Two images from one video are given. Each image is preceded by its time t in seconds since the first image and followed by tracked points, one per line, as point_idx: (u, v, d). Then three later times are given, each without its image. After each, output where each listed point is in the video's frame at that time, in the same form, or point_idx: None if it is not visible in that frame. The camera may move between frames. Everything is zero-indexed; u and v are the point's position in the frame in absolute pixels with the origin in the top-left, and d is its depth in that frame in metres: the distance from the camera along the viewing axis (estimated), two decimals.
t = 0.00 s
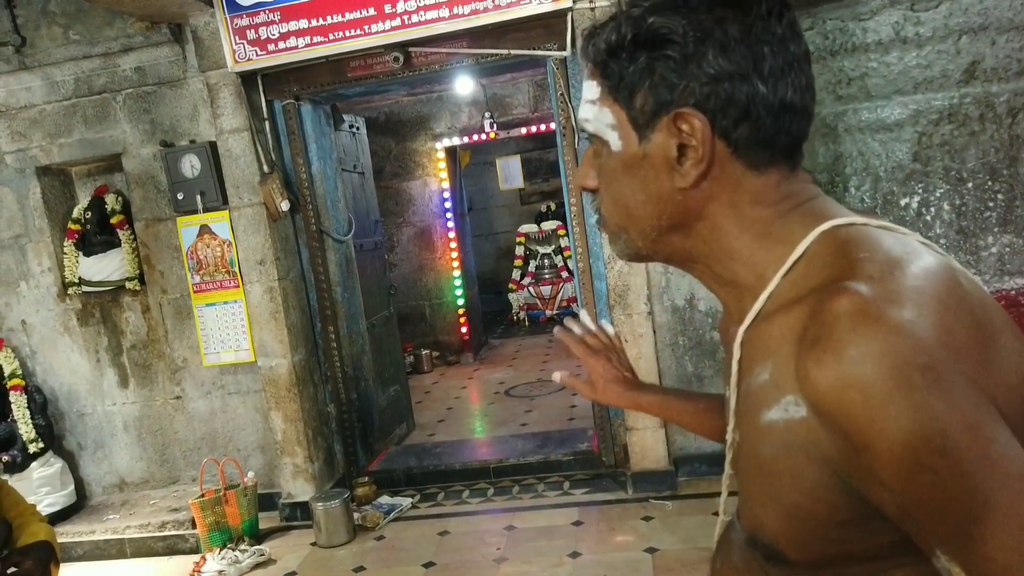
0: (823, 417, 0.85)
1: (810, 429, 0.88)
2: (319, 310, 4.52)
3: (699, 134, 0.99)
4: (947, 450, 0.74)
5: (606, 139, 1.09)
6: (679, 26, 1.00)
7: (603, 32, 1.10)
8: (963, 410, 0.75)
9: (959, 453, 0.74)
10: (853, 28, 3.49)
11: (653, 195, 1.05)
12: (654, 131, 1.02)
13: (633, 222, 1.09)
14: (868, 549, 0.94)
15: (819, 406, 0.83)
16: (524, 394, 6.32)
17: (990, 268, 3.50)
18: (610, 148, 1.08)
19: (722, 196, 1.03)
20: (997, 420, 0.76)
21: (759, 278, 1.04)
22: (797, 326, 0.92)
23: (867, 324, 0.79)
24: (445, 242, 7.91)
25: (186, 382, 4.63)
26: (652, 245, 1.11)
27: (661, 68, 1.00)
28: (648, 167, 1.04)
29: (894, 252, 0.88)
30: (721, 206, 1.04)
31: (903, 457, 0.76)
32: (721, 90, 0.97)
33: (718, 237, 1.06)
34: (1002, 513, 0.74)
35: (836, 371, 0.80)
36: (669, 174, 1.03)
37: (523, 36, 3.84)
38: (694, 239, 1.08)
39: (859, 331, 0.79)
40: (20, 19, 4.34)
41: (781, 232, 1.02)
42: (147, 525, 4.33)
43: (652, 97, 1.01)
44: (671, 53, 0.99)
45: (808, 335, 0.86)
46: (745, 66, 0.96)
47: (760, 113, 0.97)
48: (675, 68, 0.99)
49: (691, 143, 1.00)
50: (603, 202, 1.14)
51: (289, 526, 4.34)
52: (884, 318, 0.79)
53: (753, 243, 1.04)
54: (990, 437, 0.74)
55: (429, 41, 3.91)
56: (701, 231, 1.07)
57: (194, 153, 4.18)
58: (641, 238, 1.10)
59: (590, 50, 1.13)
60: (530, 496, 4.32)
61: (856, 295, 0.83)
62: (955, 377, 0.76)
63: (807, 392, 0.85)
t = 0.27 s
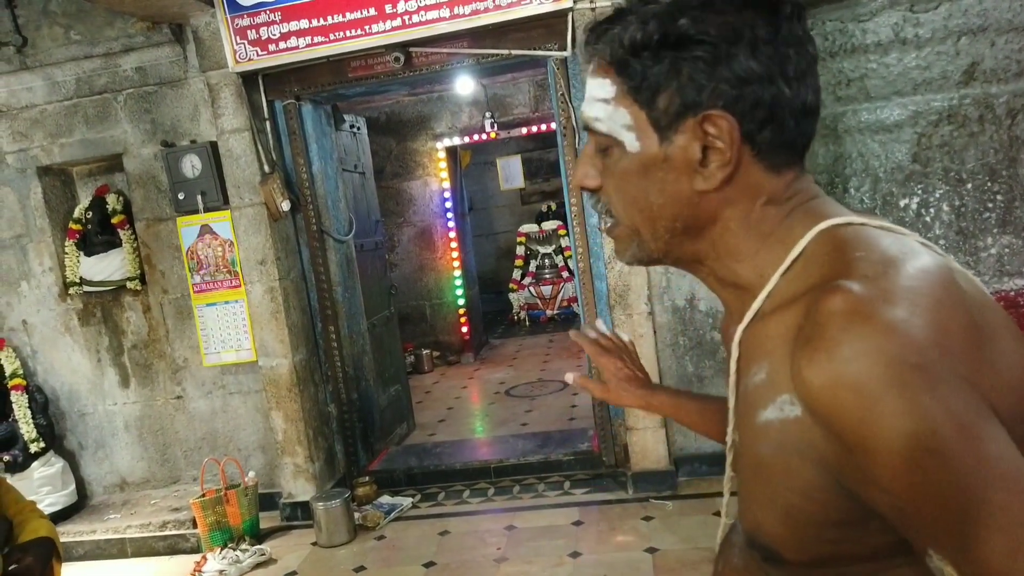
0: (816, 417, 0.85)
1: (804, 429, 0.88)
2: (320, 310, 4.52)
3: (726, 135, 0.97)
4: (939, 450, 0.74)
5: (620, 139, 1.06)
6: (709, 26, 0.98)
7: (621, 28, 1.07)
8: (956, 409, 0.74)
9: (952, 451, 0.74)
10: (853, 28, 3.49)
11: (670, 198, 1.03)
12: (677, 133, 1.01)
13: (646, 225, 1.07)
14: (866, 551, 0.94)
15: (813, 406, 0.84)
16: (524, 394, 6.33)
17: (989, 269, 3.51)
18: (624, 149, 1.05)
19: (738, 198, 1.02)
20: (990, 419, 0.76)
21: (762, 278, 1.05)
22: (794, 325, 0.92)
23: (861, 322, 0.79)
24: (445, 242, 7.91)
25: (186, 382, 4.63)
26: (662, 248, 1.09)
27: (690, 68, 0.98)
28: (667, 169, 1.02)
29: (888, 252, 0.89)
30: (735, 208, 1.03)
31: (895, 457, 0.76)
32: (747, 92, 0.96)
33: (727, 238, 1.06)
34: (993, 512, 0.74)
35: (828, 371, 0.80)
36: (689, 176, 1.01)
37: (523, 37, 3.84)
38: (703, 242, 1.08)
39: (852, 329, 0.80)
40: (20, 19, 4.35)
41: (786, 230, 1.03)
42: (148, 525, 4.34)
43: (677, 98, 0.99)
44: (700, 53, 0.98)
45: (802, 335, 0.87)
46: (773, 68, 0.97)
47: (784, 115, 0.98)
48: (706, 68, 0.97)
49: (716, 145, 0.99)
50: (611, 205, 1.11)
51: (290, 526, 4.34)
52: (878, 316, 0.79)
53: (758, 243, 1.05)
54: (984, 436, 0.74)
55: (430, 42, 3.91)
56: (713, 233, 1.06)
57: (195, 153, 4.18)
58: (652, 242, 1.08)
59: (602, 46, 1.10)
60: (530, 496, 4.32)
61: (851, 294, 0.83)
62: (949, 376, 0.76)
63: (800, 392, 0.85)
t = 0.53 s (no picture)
0: (807, 419, 0.86)
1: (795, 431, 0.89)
2: (320, 310, 4.52)
3: (742, 137, 0.98)
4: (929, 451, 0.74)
5: (628, 140, 1.04)
6: (734, 27, 0.98)
7: (637, 23, 1.03)
8: (946, 411, 0.75)
9: (941, 452, 0.74)
10: (852, 28, 3.49)
11: (679, 202, 1.03)
12: (693, 135, 1.00)
13: (650, 228, 1.06)
14: (859, 554, 0.94)
15: (804, 409, 0.85)
16: (524, 393, 6.33)
17: (989, 268, 3.51)
18: (631, 151, 1.04)
19: (743, 202, 1.03)
20: (979, 419, 0.76)
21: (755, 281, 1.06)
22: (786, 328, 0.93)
23: (849, 325, 0.80)
24: (446, 242, 7.91)
25: (187, 382, 4.63)
26: (663, 252, 1.08)
27: (715, 69, 0.97)
28: (680, 171, 1.01)
29: (878, 254, 0.89)
30: (738, 212, 1.04)
31: (885, 458, 0.76)
32: (767, 96, 0.97)
33: (727, 242, 1.06)
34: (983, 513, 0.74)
35: (816, 373, 0.81)
36: (701, 178, 1.01)
37: (523, 36, 3.84)
38: (700, 245, 1.08)
39: (840, 331, 0.80)
40: (20, 18, 4.35)
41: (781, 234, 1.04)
42: (148, 524, 4.34)
43: (698, 98, 0.98)
44: (725, 53, 0.97)
45: (792, 337, 0.88)
46: (791, 72, 0.98)
47: (796, 119, 1.00)
48: (730, 69, 0.97)
49: (730, 149, 0.99)
50: (612, 209, 1.08)
51: (290, 526, 4.34)
52: (865, 318, 0.80)
53: (752, 246, 1.05)
54: (972, 437, 0.74)
55: (430, 41, 3.91)
56: (714, 236, 1.06)
57: (195, 152, 4.18)
58: (654, 246, 1.07)
59: (613, 42, 1.06)
60: (530, 495, 4.32)
61: (840, 296, 0.84)
62: (937, 377, 0.77)
63: (790, 394, 0.86)
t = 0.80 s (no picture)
0: (812, 425, 0.85)
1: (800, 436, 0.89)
2: (321, 309, 4.52)
3: (749, 140, 0.98)
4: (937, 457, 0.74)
5: (634, 138, 1.02)
6: (751, 26, 0.97)
7: (651, 17, 1.01)
8: (955, 417, 0.75)
9: (951, 458, 0.74)
10: (854, 27, 3.49)
11: (681, 204, 1.02)
12: (701, 135, 0.99)
13: (651, 230, 1.04)
14: (862, 558, 0.94)
15: (810, 414, 0.84)
16: (525, 393, 6.33)
17: (990, 267, 3.51)
18: (636, 150, 1.02)
19: (745, 206, 1.04)
20: (987, 424, 0.76)
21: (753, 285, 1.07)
22: (791, 332, 0.93)
23: (856, 330, 0.80)
24: (446, 242, 7.91)
25: (188, 381, 4.63)
26: (660, 255, 1.07)
27: (729, 68, 0.96)
28: (685, 172, 1.00)
29: (883, 257, 0.90)
30: (740, 216, 1.04)
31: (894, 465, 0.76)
32: (777, 98, 0.97)
33: (726, 245, 1.07)
34: (994, 519, 0.74)
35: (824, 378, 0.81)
36: (705, 181, 1.01)
37: (524, 36, 3.84)
38: (703, 248, 1.08)
39: (848, 336, 0.80)
40: (22, 18, 4.35)
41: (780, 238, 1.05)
42: (149, 524, 4.34)
43: (710, 98, 0.97)
44: (740, 52, 0.97)
45: (798, 342, 0.87)
46: (800, 74, 0.99)
47: (801, 122, 1.01)
48: (744, 69, 0.96)
49: (738, 151, 0.99)
50: (609, 206, 1.05)
51: (291, 525, 4.34)
52: (873, 323, 0.80)
53: (754, 249, 1.06)
54: (981, 443, 0.74)
55: (431, 41, 3.91)
56: (713, 240, 1.07)
57: (196, 152, 4.19)
58: (652, 249, 1.06)
59: (626, 35, 1.04)
60: (531, 495, 4.32)
61: (846, 301, 0.84)
62: (946, 382, 0.77)
63: (795, 399, 0.86)
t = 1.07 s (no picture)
0: (819, 433, 0.86)
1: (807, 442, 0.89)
2: (322, 309, 4.52)
3: (746, 140, 0.98)
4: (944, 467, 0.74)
5: (632, 144, 1.03)
6: (740, 25, 0.97)
7: (636, 22, 1.02)
8: (964, 429, 0.74)
9: (957, 469, 0.74)
10: (855, 26, 3.49)
11: (683, 207, 1.02)
12: (698, 137, 0.99)
13: (654, 234, 1.05)
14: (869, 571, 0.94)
15: (816, 421, 0.85)
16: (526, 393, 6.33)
17: (992, 267, 3.50)
18: (635, 155, 1.03)
19: (752, 207, 1.03)
20: (996, 437, 0.76)
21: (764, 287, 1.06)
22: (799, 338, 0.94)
23: (865, 338, 0.81)
24: (447, 242, 7.91)
25: (188, 381, 4.63)
26: (667, 257, 1.08)
27: (719, 68, 0.96)
28: (683, 174, 1.01)
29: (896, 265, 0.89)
30: (746, 217, 1.04)
31: (900, 475, 0.76)
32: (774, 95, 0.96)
33: (735, 247, 1.07)
34: (999, 537, 0.73)
35: (831, 385, 0.81)
36: (706, 184, 1.01)
37: (525, 35, 3.84)
38: (710, 250, 1.08)
39: (857, 342, 0.81)
40: (23, 18, 4.35)
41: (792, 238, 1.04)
42: (150, 523, 4.34)
43: (702, 100, 0.97)
44: (730, 52, 0.96)
45: (806, 349, 0.88)
46: (798, 69, 0.98)
47: (804, 119, 0.99)
48: (735, 68, 0.96)
49: (738, 152, 0.99)
50: (612, 212, 1.08)
51: (291, 525, 4.34)
52: (882, 330, 0.80)
53: (764, 251, 1.06)
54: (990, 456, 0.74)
55: (432, 40, 3.91)
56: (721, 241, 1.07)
57: (197, 152, 4.19)
58: (658, 252, 1.07)
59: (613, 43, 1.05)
60: (532, 495, 4.32)
61: (855, 308, 0.84)
62: (954, 393, 0.76)
63: (802, 406, 0.87)
